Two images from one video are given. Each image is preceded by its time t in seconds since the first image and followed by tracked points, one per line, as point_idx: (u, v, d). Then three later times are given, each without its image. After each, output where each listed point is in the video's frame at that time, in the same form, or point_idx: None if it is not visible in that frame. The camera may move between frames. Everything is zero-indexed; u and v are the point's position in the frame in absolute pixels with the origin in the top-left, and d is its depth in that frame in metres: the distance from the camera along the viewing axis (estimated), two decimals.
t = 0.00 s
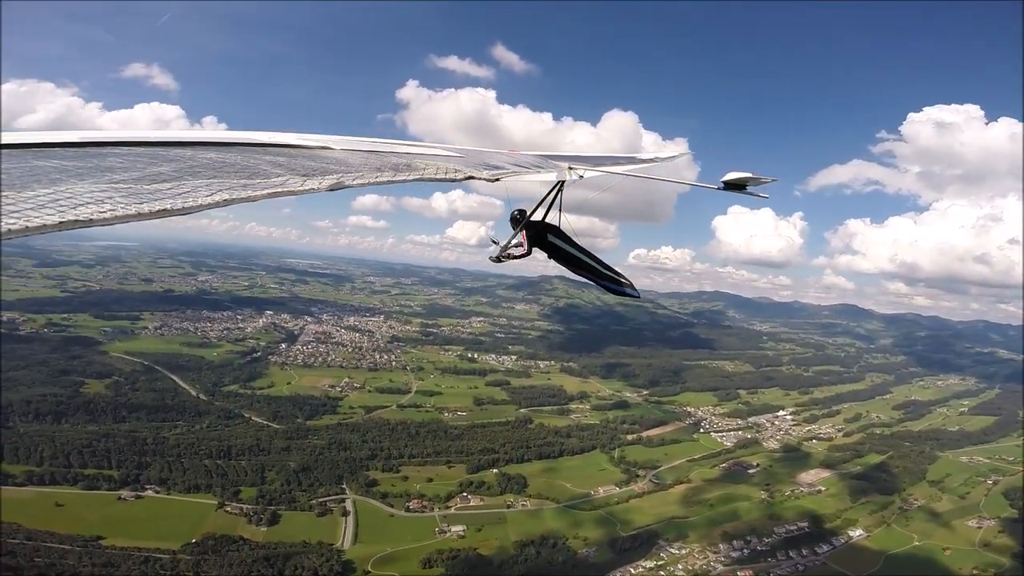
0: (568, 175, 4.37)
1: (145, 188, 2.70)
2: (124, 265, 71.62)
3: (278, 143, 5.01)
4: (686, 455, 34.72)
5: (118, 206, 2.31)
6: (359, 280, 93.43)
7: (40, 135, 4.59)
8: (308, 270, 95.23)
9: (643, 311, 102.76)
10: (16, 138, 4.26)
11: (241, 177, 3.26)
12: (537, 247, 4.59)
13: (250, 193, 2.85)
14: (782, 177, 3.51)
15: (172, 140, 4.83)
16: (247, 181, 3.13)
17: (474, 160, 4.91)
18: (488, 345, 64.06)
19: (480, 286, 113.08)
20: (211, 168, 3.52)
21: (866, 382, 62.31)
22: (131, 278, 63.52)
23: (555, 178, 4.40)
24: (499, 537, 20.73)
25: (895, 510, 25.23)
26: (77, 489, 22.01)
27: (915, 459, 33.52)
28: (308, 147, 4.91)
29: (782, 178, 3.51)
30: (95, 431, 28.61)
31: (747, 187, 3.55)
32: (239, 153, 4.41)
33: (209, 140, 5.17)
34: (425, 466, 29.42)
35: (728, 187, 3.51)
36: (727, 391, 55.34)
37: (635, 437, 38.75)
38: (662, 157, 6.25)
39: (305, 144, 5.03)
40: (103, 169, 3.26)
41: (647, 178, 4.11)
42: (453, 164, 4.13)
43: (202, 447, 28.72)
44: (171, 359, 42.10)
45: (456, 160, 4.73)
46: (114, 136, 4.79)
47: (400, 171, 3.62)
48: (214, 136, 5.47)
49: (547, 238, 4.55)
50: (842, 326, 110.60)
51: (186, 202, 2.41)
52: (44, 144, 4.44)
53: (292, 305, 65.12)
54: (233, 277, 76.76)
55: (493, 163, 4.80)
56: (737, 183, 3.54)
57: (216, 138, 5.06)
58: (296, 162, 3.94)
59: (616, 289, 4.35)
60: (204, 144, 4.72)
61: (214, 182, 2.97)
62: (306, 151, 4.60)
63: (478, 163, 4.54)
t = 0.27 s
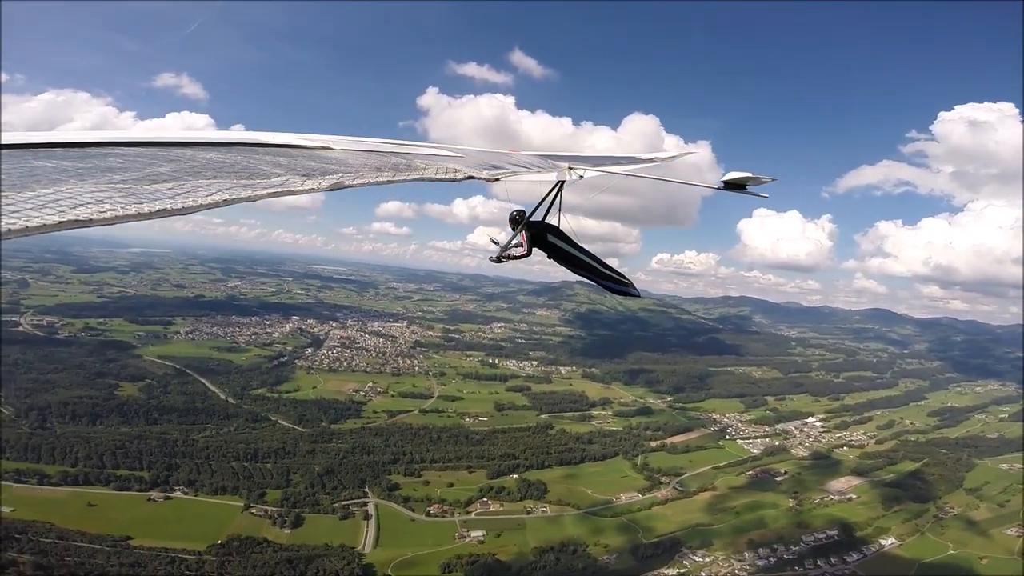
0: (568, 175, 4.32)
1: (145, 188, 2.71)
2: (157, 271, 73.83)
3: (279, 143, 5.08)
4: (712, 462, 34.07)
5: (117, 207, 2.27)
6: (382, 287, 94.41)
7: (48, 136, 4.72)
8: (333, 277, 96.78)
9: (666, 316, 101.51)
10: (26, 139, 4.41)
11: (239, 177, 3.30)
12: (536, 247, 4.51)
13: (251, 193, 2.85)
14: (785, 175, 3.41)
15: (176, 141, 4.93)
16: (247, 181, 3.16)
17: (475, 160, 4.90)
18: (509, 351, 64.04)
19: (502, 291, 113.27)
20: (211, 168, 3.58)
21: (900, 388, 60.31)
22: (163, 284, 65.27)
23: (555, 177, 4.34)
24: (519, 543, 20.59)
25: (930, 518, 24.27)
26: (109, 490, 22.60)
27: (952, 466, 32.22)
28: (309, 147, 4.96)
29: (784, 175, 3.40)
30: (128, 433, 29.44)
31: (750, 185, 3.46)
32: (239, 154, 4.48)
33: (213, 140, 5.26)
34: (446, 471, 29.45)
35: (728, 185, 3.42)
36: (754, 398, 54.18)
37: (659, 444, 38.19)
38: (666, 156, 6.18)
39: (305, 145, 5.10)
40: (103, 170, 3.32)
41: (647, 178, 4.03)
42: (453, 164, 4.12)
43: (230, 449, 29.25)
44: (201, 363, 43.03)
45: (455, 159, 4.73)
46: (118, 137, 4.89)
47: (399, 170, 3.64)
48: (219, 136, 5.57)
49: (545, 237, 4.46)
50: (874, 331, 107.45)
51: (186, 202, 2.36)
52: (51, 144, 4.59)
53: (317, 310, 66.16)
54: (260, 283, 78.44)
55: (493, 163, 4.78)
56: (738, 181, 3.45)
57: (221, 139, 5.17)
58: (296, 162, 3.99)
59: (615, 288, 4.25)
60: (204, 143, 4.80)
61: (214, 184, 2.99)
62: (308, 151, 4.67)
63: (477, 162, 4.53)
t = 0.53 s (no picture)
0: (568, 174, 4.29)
1: (146, 189, 2.78)
2: (187, 276, 75.83)
3: (277, 143, 5.21)
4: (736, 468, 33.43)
5: (118, 207, 2.33)
6: (404, 291, 95.26)
7: (54, 137, 4.89)
8: (357, 281, 98.10)
9: (690, 320, 100.15)
10: (37, 138, 4.60)
11: (238, 176, 3.39)
12: (536, 248, 4.48)
13: (250, 194, 2.91)
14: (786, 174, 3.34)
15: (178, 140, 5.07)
16: (245, 181, 3.24)
17: (476, 160, 4.92)
18: (529, 355, 63.94)
19: (523, 296, 113.28)
20: (210, 168, 3.69)
21: (934, 393, 58.33)
22: (194, 288, 67.01)
23: (555, 177, 4.32)
24: (537, 548, 20.47)
25: (964, 526, 23.37)
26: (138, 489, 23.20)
27: (990, 474, 30.98)
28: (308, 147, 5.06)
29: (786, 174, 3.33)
30: (158, 433, 30.23)
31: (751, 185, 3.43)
32: (238, 154, 4.61)
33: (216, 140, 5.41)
34: (465, 474, 29.48)
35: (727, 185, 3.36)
36: (781, 404, 53.01)
37: (682, 449, 37.65)
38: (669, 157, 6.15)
39: (304, 144, 5.22)
40: (103, 170, 3.44)
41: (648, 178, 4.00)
42: (453, 164, 4.15)
43: (255, 450, 29.75)
44: (228, 366, 43.97)
45: (455, 159, 4.75)
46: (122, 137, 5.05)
47: (399, 171, 3.69)
48: (223, 136, 5.73)
49: (545, 237, 4.44)
50: (906, 335, 104.21)
51: (185, 203, 2.42)
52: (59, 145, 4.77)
53: (341, 314, 67.05)
54: (287, 288, 79.91)
55: (493, 163, 4.80)
56: (739, 181, 3.40)
57: (222, 138, 5.31)
58: (295, 162, 4.08)
59: (617, 288, 4.24)
60: (205, 143, 4.92)
61: (214, 183, 3.05)
62: (306, 151, 4.77)
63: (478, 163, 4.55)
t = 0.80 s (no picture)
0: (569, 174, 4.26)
1: (147, 189, 2.86)
2: (216, 279, 77.69)
3: (276, 142, 5.35)
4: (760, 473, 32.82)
5: (118, 207, 2.41)
6: (426, 294, 95.94)
7: (64, 137, 5.06)
8: (380, 285, 99.28)
9: (713, 323, 98.74)
10: (47, 138, 4.79)
11: (237, 176, 3.48)
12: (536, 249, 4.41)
13: (249, 192, 2.98)
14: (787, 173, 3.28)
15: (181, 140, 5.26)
16: (245, 181, 3.31)
17: (477, 161, 4.95)
18: (550, 358, 63.81)
19: (544, 299, 113.14)
20: (207, 168, 3.79)
21: (968, 397, 56.41)
22: (222, 291, 68.65)
23: (556, 177, 4.28)
24: (555, 551, 20.38)
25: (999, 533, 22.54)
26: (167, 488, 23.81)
27: None
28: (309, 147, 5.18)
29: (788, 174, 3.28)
30: (187, 433, 30.98)
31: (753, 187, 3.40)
32: (238, 153, 4.74)
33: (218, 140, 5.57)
34: (485, 477, 29.54)
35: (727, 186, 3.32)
36: (808, 408, 51.88)
37: (705, 454, 37.13)
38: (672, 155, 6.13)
39: (302, 143, 5.35)
40: (102, 169, 3.55)
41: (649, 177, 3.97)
42: (453, 164, 4.18)
43: (280, 451, 30.27)
44: (255, 367, 44.91)
45: (455, 159, 4.79)
46: (127, 138, 5.22)
47: (400, 171, 3.75)
48: (226, 136, 5.89)
49: (545, 238, 4.37)
50: (939, 338, 101.03)
51: (186, 202, 2.49)
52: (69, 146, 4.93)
53: (364, 317, 67.91)
54: (311, 291, 81.28)
55: (493, 164, 4.82)
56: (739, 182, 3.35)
57: (224, 138, 5.47)
58: (295, 162, 4.17)
59: (621, 287, 4.25)
60: (205, 143, 5.06)
61: (213, 183, 3.13)
62: (305, 150, 4.88)
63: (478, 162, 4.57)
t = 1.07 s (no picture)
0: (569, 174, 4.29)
1: (147, 189, 2.96)
2: (242, 280, 79.38)
3: (275, 142, 5.49)
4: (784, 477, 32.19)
5: (119, 207, 2.51)
6: (447, 295, 96.50)
7: (73, 138, 5.26)
8: (402, 286, 100.23)
9: (737, 325, 97.15)
10: (58, 139, 4.99)
11: (237, 176, 3.57)
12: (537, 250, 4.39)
13: (248, 192, 3.07)
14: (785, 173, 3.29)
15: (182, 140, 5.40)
16: (245, 181, 3.40)
17: (479, 162, 5.00)
18: (569, 359, 63.59)
19: (565, 301, 112.79)
20: (208, 168, 3.89)
21: (1005, 401, 54.42)
22: (248, 291, 70.13)
23: (558, 179, 4.29)
24: (573, 553, 20.27)
25: None
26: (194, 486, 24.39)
27: None
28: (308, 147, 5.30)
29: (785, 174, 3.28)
30: (213, 431, 31.69)
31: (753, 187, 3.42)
32: (238, 153, 4.88)
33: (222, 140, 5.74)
34: (503, 478, 29.57)
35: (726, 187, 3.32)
36: (835, 412, 50.69)
37: (727, 457, 36.57)
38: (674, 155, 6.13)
39: (301, 143, 5.48)
40: (104, 169, 3.69)
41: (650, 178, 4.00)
42: (453, 164, 4.25)
43: (303, 449, 30.81)
44: (279, 366, 45.73)
45: (455, 159, 4.84)
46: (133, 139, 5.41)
47: (400, 172, 3.82)
48: (230, 137, 6.06)
49: (547, 239, 4.35)
50: (975, 340, 97.66)
51: (185, 202, 2.59)
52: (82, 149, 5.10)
53: (386, 318, 68.62)
54: (334, 292, 82.48)
55: (495, 164, 4.88)
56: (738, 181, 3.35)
57: (226, 139, 5.63)
58: (296, 162, 4.26)
59: (623, 284, 4.34)
60: (205, 143, 5.21)
61: (215, 183, 3.23)
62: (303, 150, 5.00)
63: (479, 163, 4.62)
